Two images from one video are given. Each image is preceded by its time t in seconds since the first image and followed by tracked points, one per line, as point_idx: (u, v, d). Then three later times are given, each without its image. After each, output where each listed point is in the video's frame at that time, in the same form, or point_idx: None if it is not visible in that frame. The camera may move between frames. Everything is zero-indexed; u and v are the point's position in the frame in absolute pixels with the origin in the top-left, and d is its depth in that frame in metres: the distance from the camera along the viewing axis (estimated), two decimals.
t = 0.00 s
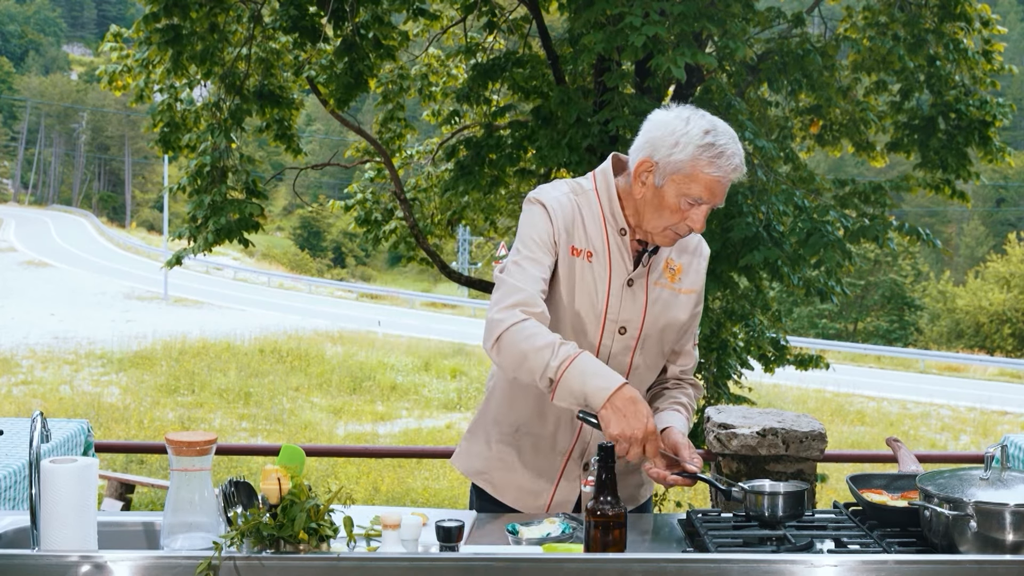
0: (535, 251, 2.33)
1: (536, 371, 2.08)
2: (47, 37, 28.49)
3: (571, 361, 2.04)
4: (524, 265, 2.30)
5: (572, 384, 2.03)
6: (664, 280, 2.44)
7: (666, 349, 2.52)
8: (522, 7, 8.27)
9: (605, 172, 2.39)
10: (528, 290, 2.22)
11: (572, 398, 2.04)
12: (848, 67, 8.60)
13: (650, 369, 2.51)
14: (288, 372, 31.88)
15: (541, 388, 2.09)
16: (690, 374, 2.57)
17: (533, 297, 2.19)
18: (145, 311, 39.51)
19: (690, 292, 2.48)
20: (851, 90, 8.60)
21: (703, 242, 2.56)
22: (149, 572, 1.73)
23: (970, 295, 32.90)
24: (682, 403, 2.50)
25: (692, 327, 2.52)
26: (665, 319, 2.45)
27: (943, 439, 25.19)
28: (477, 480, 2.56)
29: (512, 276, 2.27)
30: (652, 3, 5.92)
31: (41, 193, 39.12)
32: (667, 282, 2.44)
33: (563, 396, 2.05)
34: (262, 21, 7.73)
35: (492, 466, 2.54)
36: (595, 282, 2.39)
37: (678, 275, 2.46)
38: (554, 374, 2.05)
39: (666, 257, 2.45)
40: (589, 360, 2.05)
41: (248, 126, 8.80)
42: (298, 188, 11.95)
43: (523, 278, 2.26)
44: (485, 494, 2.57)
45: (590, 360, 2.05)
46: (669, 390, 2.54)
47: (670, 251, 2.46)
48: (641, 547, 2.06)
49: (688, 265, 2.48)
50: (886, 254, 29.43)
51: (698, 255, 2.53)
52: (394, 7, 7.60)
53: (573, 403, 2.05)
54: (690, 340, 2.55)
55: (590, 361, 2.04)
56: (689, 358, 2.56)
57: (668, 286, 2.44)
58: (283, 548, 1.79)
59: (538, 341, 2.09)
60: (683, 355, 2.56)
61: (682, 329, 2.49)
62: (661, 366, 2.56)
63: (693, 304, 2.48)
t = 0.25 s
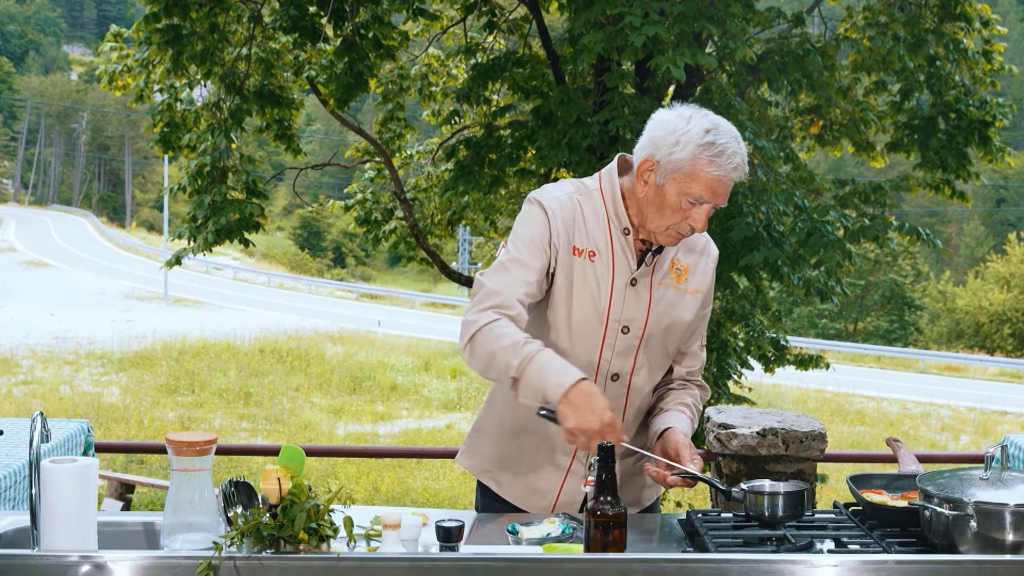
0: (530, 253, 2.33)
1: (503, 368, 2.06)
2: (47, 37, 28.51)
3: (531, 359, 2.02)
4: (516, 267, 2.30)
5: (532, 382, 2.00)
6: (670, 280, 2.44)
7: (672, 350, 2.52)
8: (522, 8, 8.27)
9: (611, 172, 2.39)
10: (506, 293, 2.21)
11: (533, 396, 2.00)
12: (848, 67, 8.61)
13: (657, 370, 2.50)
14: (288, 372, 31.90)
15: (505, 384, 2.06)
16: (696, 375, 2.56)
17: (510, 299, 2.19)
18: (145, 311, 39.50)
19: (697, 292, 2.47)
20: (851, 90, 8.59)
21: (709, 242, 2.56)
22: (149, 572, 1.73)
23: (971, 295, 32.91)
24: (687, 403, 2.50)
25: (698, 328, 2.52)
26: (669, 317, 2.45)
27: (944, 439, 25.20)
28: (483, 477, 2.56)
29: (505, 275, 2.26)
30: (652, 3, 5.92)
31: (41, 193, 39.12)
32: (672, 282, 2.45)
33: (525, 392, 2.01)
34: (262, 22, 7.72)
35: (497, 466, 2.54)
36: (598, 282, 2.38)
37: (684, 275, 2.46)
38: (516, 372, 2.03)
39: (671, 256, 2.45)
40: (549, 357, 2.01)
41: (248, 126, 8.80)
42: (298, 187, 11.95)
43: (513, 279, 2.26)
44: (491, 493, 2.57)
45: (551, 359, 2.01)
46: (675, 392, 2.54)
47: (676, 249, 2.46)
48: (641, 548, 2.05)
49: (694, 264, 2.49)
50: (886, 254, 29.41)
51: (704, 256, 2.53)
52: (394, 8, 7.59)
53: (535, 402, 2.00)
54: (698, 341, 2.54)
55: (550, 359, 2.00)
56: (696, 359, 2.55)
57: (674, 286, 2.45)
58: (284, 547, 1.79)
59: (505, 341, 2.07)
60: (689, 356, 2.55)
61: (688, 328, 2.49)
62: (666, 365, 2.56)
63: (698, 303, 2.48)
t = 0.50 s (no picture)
0: (528, 254, 2.39)
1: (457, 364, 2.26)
2: (48, 37, 28.54)
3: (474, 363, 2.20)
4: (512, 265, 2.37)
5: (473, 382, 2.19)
6: (676, 279, 2.43)
7: (680, 350, 2.50)
8: (522, 8, 8.28)
9: (617, 171, 2.43)
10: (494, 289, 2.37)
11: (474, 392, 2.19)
12: (848, 67, 8.61)
13: (663, 370, 2.48)
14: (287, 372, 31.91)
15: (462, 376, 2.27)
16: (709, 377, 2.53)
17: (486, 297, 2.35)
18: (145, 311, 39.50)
19: (706, 293, 2.45)
20: (851, 90, 8.59)
21: (722, 245, 2.54)
22: (149, 572, 1.73)
23: (971, 295, 32.90)
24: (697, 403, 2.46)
25: (708, 327, 2.49)
26: (675, 316, 2.43)
27: (943, 439, 25.19)
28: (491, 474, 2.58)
29: (495, 269, 2.38)
30: (652, 3, 5.92)
31: (41, 193, 39.14)
32: (678, 280, 2.44)
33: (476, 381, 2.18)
34: (261, 21, 7.71)
35: (503, 463, 2.56)
36: (600, 280, 2.40)
37: (693, 275, 2.45)
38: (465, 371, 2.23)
39: (678, 256, 2.44)
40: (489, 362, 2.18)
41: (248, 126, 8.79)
42: (298, 188, 11.94)
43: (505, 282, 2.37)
44: (500, 490, 2.59)
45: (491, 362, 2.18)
46: (686, 394, 2.51)
47: (684, 249, 2.45)
48: (642, 548, 2.06)
49: (705, 265, 2.47)
50: (886, 253, 29.39)
51: (716, 258, 2.50)
52: (394, 7, 7.58)
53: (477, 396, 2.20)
54: (711, 343, 2.51)
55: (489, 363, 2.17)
56: (707, 361, 2.52)
57: (680, 285, 2.44)
58: (283, 548, 1.79)
59: (462, 340, 2.26)
60: (702, 358, 2.52)
61: (696, 329, 2.47)
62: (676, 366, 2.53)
63: (706, 304, 2.46)
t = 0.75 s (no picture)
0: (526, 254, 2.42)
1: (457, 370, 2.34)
2: (47, 37, 28.67)
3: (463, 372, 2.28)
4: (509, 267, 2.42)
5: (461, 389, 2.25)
6: (675, 281, 2.41)
7: (679, 353, 2.48)
8: (522, 8, 8.28)
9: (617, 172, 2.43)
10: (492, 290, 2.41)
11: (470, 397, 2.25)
12: (848, 67, 8.61)
13: (661, 373, 2.46)
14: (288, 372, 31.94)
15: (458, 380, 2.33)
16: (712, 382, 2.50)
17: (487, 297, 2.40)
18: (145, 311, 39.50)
19: (705, 295, 2.41)
20: (851, 90, 8.59)
21: (728, 248, 2.50)
22: (148, 572, 1.73)
23: (971, 295, 32.91)
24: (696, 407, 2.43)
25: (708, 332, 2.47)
26: (671, 317, 2.41)
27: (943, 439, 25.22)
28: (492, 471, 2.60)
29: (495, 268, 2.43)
30: (651, 3, 5.92)
31: (41, 193, 39.15)
32: (677, 282, 2.41)
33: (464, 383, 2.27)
34: (262, 22, 7.72)
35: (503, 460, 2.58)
36: (595, 280, 2.40)
37: (693, 278, 2.41)
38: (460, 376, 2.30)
39: (678, 258, 2.41)
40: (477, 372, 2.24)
41: (248, 126, 8.79)
42: (298, 188, 11.95)
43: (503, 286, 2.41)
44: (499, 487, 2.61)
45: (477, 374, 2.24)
46: (689, 396, 2.48)
47: (686, 250, 2.42)
48: (641, 548, 2.05)
49: (706, 267, 2.43)
50: (886, 253, 29.38)
51: (720, 260, 2.46)
52: (394, 8, 7.57)
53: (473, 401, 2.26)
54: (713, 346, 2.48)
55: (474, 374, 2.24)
56: (709, 366, 2.49)
57: (678, 287, 2.41)
58: (284, 547, 1.79)
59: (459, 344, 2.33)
60: (707, 362, 2.49)
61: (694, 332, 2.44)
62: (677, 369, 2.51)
63: (706, 306, 2.42)
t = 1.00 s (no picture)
0: (503, 261, 2.43)
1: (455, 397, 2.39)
2: (48, 37, 28.76)
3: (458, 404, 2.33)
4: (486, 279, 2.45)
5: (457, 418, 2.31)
6: (652, 282, 2.40)
7: (660, 354, 2.47)
8: (522, 8, 8.28)
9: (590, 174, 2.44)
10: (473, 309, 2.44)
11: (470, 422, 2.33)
12: (848, 67, 8.61)
13: (640, 376, 2.46)
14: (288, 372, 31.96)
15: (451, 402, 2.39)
16: (698, 381, 2.49)
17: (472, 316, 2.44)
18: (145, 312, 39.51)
19: (683, 295, 2.41)
20: (851, 90, 8.58)
21: (711, 246, 2.48)
22: (148, 572, 1.73)
23: (971, 295, 32.92)
24: (678, 409, 2.43)
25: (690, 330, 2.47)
26: (648, 319, 2.41)
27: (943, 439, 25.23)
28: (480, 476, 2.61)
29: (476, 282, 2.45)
30: (651, 3, 5.92)
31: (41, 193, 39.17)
32: (654, 283, 2.40)
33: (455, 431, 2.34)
34: (262, 22, 7.71)
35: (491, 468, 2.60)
36: (571, 286, 2.40)
37: (671, 277, 2.41)
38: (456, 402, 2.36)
39: (655, 258, 2.41)
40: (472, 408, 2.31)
41: (248, 126, 8.79)
42: (298, 187, 11.95)
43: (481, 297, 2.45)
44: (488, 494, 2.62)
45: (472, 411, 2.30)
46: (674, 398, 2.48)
47: (664, 250, 2.42)
48: (640, 548, 2.05)
49: (685, 266, 2.42)
50: (886, 254, 29.36)
51: (700, 257, 2.45)
52: (394, 8, 7.56)
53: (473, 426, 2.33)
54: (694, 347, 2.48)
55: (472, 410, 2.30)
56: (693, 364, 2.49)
57: (655, 287, 2.40)
58: (284, 548, 1.79)
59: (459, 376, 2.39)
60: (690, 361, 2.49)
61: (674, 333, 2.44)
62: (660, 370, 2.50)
63: (684, 306, 2.41)
